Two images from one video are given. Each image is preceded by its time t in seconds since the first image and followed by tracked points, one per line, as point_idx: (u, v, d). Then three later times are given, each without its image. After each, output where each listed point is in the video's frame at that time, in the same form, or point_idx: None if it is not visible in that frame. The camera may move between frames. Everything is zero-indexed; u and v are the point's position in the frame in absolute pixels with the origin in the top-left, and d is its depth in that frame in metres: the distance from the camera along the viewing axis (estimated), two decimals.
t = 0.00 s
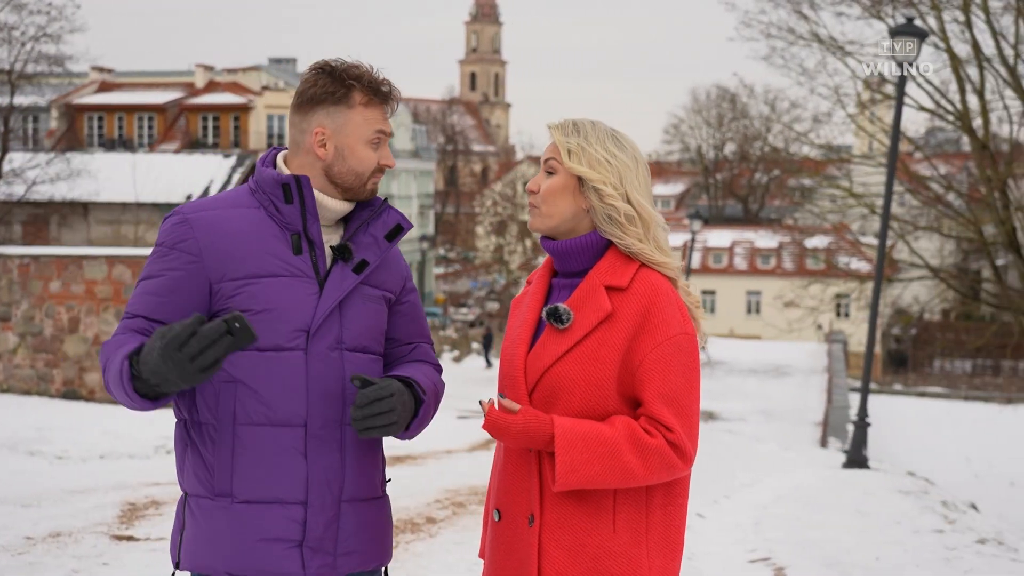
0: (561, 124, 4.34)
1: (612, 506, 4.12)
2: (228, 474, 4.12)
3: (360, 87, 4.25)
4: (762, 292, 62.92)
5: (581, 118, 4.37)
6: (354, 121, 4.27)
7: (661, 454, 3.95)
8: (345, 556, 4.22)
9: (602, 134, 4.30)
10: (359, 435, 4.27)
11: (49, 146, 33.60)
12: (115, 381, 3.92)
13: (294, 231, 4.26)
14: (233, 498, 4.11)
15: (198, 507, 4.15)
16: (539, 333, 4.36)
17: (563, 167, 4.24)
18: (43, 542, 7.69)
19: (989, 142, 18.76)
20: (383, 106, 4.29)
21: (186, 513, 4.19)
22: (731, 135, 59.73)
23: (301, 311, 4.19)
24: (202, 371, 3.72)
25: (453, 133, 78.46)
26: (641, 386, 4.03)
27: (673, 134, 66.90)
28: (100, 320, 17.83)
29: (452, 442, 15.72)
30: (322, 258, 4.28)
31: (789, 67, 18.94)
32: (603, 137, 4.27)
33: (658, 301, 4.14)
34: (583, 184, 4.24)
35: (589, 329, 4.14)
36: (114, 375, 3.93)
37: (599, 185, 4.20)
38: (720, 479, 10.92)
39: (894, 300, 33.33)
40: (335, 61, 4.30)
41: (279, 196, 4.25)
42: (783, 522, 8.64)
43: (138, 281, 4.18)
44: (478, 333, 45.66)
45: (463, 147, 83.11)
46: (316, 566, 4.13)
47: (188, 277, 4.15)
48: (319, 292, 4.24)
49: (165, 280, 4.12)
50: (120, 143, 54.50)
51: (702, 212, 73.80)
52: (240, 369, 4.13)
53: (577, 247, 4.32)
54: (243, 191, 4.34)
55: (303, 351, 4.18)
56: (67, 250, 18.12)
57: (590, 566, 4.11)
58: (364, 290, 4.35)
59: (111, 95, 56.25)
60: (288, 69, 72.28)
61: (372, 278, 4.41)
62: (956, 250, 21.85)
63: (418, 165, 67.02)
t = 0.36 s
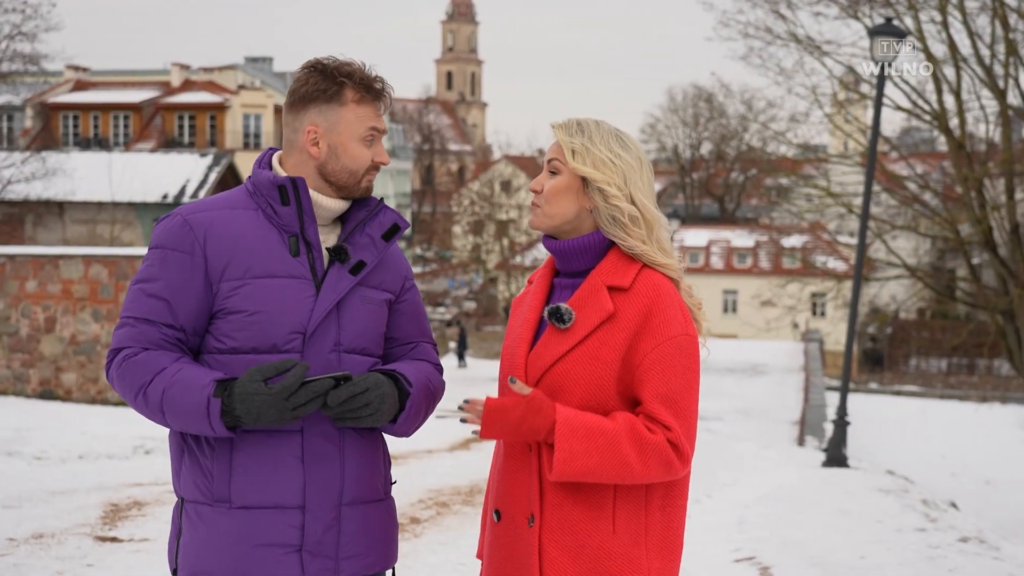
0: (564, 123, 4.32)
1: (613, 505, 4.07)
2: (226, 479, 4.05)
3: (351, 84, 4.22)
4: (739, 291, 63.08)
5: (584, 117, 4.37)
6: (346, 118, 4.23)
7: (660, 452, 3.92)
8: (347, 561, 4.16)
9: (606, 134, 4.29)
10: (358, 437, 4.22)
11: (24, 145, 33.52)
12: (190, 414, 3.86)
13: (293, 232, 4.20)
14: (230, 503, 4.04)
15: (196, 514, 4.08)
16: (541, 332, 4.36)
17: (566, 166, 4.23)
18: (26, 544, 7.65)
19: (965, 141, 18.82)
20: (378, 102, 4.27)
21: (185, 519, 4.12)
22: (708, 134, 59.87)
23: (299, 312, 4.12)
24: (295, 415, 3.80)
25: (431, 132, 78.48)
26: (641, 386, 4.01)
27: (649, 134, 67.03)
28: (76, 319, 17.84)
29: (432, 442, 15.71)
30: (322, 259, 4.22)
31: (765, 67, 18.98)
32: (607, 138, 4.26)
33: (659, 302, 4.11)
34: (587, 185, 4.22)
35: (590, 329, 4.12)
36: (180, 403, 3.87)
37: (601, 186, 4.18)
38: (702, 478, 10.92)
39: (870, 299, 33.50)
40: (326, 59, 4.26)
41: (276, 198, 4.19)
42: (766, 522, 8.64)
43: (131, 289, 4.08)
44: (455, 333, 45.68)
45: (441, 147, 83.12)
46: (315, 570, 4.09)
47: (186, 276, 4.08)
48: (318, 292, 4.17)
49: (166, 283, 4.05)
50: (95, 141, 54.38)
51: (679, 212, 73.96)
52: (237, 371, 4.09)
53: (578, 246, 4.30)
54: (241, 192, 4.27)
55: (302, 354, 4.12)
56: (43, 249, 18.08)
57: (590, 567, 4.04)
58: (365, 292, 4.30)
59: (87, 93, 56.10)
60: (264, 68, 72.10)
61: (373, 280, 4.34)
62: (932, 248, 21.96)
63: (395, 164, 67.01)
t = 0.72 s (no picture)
0: (562, 122, 4.33)
1: (624, 503, 4.09)
2: (240, 484, 3.99)
3: (353, 79, 4.20)
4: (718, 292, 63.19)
5: (581, 116, 4.38)
6: (348, 115, 4.20)
7: (667, 450, 3.93)
8: (360, 563, 4.15)
9: (605, 132, 4.28)
10: (368, 439, 4.21)
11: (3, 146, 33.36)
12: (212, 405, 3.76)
13: (302, 232, 4.15)
14: (243, 508, 3.98)
15: (204, 520, 4.00)
16: (547, 333, 4.36)
17: (566, 165, 4.22)
18: (13, 546, 7.61)
19: (946, 141, 18.77)
20: (380, 97, 4.25)
21: (191, 523, 4.04)
22: (687, 135, 59.96)
23: (311, 313, 4.08)
24: (304, 431, 3.73)
25: (410, 133, 78.40)
26: (646, 384, 4.02)
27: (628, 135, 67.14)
28: (57, 319, 17.87)
29: (415, 442, 15.69)
30: (330, 259, 4.18)
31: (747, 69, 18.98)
32: (607, 136, 4.27)
33: (665, 300, 4.12)
34: (588, 185, 4.23)
35: (597, 329, 4.13)
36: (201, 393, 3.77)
37: (604, 185, 4.18)
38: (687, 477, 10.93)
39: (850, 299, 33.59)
40: (325, 57, 4.23)
41: (285, 198, 4.13)
42: (754, 522, 8.64)
43: (139, 283, 3.95)
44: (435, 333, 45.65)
45: (420, 148, 83.03)
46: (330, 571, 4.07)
47: (200, 273, 3.98)
48: (327, 293, 4.13)
49: (182, 277, 3.95)
50: (73, 142, 54.14)
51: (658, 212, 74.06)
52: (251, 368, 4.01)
53: (581, 245, 4.30)
54: (245, 191, 4.19)
55: (314, 354, 4.08)
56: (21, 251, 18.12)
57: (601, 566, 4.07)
58: (371, 292, 4.28)
59: (65, 93, 55.86)
60: (242, 69, 71.96)
61: (378, 280, 4.34)
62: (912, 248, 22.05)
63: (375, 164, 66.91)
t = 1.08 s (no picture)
0: (560, 121, 4.32)
1: (631, 503, 4.05)
2: (246, 490, 3.96)
3: (353, 80, 4.16)
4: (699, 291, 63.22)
5: (577, 114, 4.37)
6: (351, 116, 4.16)
7: (677, 447, 3.88)
8: (366, 567, 4.14)
9: (604, 130, 4.28)
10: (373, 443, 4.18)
11: None
12: (252, 419, 3.76)
13: (304, 235, 4.11)
14: (250, 514, 3.95)
15: (209, 526, 3.96)
16: (549, 336, 4.36)
17: (568, 166, 4.21)
18: None
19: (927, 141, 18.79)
20: (380, 97, 4.23)
21: (195, 530, 4.00)
22: (666, 135, 59.98)
23: (316, 318, 4.04)
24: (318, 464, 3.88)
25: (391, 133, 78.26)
26: (653, 381, 4.00)
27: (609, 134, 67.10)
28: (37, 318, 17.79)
29: (398, 443, 15.65)
30: (332, 261, 4.14)
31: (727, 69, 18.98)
32: (606, 136, 4.27)
33: (669, 297, 4.10)
34: (590, 185, 4.22)
35: (601, 327, 4.10)
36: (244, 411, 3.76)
37: (607, 185, 4.17)
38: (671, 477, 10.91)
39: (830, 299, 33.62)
40: (325, 55, 4.19)
41: (287, 201, 4.09)
42: (741, 522, 8.63)
43: (147, 290, 3.87)
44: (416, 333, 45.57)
45: (401, 148, 82.89)
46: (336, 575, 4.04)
47: (209, 278, 3.93)
48: (331, 296, 4.09)
49: (192, 282, 3.89)
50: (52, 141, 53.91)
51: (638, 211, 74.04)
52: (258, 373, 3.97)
53: (584, 246, 4.28)
54: (246, 194, 4.15)
55: (320, 358, 4.04)
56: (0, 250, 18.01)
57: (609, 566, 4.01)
58: (373, 295, 4.25)
59: (44, 92, 55.58)
60: (221, 69, 71.71)
61: (380, 283, 4.30)
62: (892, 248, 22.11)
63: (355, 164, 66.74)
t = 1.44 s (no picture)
0: (572, 123, 4.25)
1: (637, 510, 3.97)
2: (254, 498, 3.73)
3: (356, 83, 3.99)
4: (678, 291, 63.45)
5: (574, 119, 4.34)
6: (351, 119, 3.99)
7: (689, 453, 3.84)
8: None
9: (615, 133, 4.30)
10: (380, 451, 4.00)
11: None
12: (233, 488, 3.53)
13: (308, 239, 3.90)
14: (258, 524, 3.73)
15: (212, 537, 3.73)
16: (552, 341, 4.27)
17: (599, 169, 4.18)
18: None
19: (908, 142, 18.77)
20: (382, 101, 4.06)
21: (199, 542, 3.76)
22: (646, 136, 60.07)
23: (322, 324, 3.84)
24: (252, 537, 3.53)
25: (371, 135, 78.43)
26: (661, 387, 3.94)
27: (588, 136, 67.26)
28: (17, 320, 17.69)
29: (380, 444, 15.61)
30: (336, 265, 3.95)
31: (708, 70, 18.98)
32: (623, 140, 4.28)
33: (676, 300, 4.05)
34: (619, 189, 4.22)
35: (607, 332, 4.04)
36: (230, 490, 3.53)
37: (642, 191, 4.19)
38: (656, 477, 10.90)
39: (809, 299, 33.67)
40: (328, 57, 4.01)
41: (291, 206, 3.89)
42: (726, 522, 8.60)
43: (161, 305, 3.68)
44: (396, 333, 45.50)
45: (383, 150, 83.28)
46: None
47: (219, 286, 3.73)
48: (337, 302, 3.90)
49: (203, 294, 3.70)
50: (31, 141, 53.72)
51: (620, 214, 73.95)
52: (267, 383, 3.76)
53: (593, 251, 4.23)
54: (247, 199, 3.94)
55: (325, 366, 3.84)
56: None
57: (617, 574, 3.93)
58: (378, 299, 4.05)
59: (23, 92, 55.35)
60: (201, 70, 71.57)
61: (383, 286, 4.11)
62: (872, 248, 22.13)
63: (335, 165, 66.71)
